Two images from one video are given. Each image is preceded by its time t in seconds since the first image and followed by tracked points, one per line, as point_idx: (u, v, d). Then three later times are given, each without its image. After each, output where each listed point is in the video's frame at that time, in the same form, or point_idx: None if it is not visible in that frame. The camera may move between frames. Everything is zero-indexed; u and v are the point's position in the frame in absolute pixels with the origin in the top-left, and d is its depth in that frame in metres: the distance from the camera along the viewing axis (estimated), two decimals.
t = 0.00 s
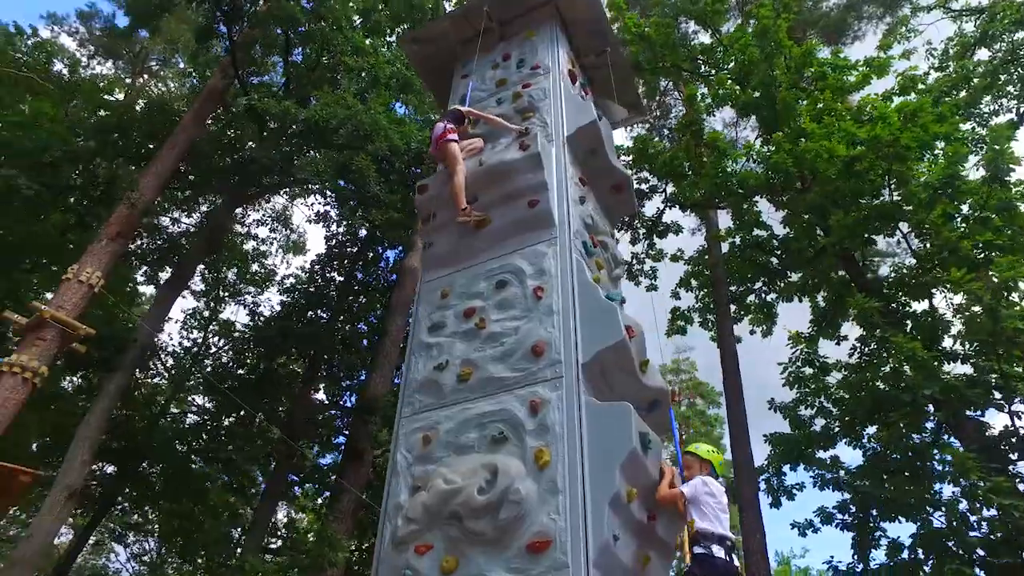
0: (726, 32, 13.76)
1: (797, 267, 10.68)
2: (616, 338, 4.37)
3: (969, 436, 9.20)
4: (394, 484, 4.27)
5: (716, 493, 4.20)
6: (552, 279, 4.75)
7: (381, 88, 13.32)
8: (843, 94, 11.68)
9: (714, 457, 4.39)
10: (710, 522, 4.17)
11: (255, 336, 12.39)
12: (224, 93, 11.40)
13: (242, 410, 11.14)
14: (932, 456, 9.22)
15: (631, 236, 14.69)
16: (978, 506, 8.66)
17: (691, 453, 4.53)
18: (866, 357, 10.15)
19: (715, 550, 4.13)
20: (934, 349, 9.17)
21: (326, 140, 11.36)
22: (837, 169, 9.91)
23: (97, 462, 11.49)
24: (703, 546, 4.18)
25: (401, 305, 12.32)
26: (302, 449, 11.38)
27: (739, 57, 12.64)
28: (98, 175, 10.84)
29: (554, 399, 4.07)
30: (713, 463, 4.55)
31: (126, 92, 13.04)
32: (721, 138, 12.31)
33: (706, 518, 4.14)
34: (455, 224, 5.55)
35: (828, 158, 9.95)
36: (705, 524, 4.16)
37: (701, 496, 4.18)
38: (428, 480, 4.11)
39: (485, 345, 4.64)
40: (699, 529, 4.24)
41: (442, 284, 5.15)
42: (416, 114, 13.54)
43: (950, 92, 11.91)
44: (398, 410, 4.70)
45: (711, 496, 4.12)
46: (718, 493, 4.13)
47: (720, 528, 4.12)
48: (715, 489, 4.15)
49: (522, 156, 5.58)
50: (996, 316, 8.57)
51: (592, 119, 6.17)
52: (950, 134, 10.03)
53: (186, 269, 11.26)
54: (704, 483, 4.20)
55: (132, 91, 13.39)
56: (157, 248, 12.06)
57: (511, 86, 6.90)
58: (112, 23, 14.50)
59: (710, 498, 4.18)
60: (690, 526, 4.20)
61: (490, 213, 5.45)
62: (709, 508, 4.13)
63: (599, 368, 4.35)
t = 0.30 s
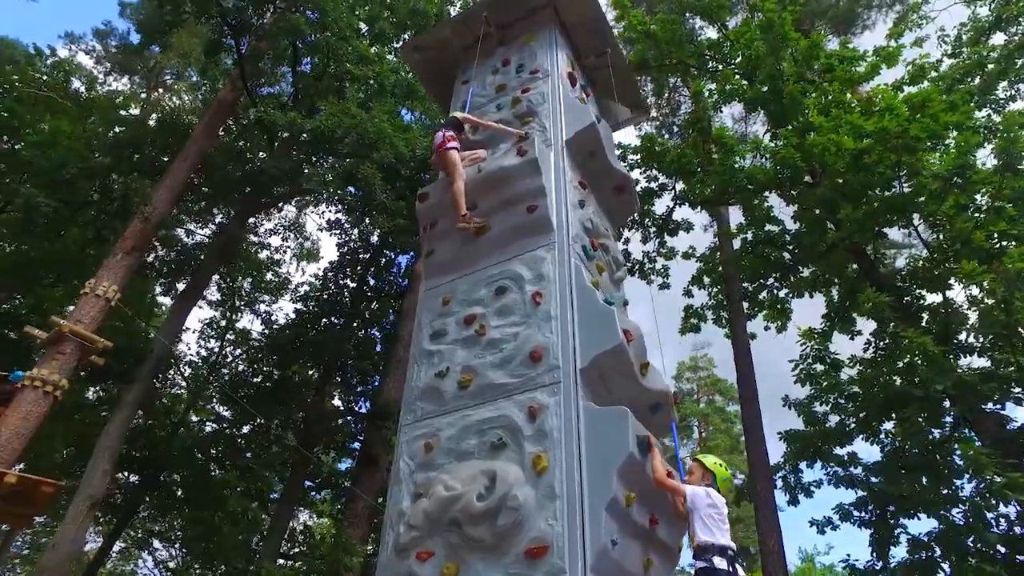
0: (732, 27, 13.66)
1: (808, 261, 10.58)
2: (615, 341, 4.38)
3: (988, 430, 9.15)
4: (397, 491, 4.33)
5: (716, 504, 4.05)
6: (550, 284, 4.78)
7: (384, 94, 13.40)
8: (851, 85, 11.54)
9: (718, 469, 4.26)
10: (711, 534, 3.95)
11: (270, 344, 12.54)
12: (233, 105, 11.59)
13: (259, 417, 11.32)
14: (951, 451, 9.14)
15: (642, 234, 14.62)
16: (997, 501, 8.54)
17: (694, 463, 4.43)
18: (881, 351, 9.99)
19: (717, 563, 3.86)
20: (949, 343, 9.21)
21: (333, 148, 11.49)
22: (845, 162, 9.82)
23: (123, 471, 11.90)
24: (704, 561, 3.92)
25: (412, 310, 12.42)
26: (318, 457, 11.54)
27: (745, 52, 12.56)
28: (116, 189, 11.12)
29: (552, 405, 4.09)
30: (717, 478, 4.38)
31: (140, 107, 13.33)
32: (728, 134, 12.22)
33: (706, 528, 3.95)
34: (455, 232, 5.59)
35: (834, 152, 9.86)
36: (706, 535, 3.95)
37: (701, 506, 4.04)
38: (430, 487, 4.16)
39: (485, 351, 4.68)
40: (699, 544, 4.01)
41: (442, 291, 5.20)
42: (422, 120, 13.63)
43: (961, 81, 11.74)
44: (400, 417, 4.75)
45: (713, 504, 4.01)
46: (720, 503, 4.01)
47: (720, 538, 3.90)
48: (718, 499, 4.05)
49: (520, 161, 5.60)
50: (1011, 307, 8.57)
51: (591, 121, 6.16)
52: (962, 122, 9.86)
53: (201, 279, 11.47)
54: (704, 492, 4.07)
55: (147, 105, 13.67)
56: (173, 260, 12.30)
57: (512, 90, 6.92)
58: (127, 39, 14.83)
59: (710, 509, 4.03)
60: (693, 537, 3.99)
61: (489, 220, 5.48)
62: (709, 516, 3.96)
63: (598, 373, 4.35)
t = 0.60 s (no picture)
0: (735, 23, 13.56)
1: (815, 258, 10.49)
2: (609, 345, 4.37)
3: (998, 427, 9.06)
4: (394, 498, 4.35)
5: (705, 523, 4.32)
6: (545, 289, 4.78)
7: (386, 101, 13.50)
8: (856, 79, 11.41)
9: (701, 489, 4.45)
10: (702, 552, 4.30)
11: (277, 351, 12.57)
12: (238, 114, 11.68)
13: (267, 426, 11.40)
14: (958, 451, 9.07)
15: (648, 234, 14.58)
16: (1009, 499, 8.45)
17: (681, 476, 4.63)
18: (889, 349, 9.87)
19: None
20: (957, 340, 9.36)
21: (336, 155, 11.56)
22: (849, 158, 9.73)
23: (138, 479, 12.12)
24: None
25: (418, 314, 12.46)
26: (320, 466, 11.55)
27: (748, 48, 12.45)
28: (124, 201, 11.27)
29: (547, 411, 4.09)
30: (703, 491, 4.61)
31: (149, 118, 13.49)
32: (732, 132, 12.13)
33: (696, 547, 4.27)
34: (452, 238, 5.61)
35: (839, 148, 9.76)
36: (699, 554, 4.28)
37: (690, 526, 4.29)
38: (426, 495, 4.17)
39: (481, 358, 4.69)
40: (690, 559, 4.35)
41: (439, 298, 5.22)
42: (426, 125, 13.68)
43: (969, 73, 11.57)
44: (399, 425, 4.78)
45: (703, 525, 4.27)
46: (710, 523, 4.28)
47: (711, 555, 4.27)
48: (707, 518, 4.30)
49: (514, 167, 5.61)
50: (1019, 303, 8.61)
51: (586, 125, 6.16)
52: (969, 115, 9.72)
53: (208, 286, 11.58)
54: (692, 512, 4.29)
55: (155, 116, 13.84)
56: (181, 269, 12.42)
57: (508, 95, 6.93)
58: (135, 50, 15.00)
59: (699, 527, 4.30)
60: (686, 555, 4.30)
61: (485, 225, 5.50)
62: (698, 539, 4.25)
63: (592, 377, 4.36)
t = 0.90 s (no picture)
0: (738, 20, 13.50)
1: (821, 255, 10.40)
2: (602, 348, 4.35)
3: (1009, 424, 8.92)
4: (391, 504, 4.35)
5: (691, 536, 4.08)
6: (539, 292, 4.77)
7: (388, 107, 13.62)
8: (860, 74, 11.31)
9: (678, 501, 4.14)
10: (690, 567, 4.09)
11: (284, 360, 12.60)
12: (243, 124, 11.77)
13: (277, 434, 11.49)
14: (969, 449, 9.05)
15: (654, 234, 14.53)
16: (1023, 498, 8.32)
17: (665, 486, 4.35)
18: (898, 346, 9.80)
19: None
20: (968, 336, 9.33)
21: (338, 162, 11.62)
22: (853, 154, 9.66)
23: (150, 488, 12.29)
24: None
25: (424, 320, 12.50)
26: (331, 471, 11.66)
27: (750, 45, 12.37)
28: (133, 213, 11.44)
29: (539, 415, 4.08)
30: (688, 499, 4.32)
31: (158, 129, 13.69)
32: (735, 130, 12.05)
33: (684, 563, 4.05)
34: (447, 242, 5.61)
35: (842, 145, 9.68)
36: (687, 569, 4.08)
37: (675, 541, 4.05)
38: (421, 500, 4.17)
39: (476, 363, 4.69)
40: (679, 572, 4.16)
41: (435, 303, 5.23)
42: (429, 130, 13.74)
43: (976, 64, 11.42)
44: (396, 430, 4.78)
45: (688, 540, 4.03)
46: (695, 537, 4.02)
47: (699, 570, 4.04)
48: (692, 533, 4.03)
49: (509, 170, 5.60)
50: None
51: (580, 127, 6.15)
52: (975, 107, 9.58)
53: (216, 295, 11.68)
54: (677, 526, 4.05)
55: (164, 127, 14.04)
56: (190, 278, 12.55)
57: (504, 99, 6.93)
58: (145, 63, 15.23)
59: (685, 541, 4.07)
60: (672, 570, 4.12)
61: (480, 229, 5.50)
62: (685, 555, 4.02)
63: (586, 381, 4.34)
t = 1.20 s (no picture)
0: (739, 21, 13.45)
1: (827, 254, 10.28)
2: (592, 352, 4.30)
3: None
4: (384, 513, 4.33)
5: (678, 546, 3.88)
6: (529, 297, 4.73)
7: (390, 119, 13.75)
8: (863, 70, 11.19)
9: (662, 509, 3.94)
10: None
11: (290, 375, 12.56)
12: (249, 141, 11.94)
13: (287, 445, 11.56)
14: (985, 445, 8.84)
15: (661, 238, 14.45)
16: None
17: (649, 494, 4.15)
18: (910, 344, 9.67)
19: None
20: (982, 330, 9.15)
21: (341, 175, 11.72)
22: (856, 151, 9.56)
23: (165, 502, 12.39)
24: None
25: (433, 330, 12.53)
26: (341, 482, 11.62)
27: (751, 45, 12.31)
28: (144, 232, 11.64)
29: (529, 421, 4.03)
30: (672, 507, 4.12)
31: (169, 149, 13.95)
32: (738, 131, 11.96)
33: None
34: (441, 250, 5.61)
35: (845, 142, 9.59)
36: None
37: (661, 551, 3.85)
38: (413, 509, 4.14)
39: (468, 370, 4.66)
40: None
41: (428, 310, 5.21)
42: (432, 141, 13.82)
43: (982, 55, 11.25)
44: (390, 439, 4.77)
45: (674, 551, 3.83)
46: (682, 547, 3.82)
47: None
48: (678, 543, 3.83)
49: (500, 175, 5.58)
50: None
51: (572, 131, 6.12)
52: (980, 99, 9.43)
53: (225, 309, 11.80)
54: (664, 535, 3.84)
55: (176, 147, 14.30)
56: (201, 293, 12.73)
57: (498, 105, 6.94)
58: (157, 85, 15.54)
59: (671, 551, 3.86)
60: None
61: (473, 235, 5.48)
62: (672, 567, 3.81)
63: (577, 386, 4.28)
